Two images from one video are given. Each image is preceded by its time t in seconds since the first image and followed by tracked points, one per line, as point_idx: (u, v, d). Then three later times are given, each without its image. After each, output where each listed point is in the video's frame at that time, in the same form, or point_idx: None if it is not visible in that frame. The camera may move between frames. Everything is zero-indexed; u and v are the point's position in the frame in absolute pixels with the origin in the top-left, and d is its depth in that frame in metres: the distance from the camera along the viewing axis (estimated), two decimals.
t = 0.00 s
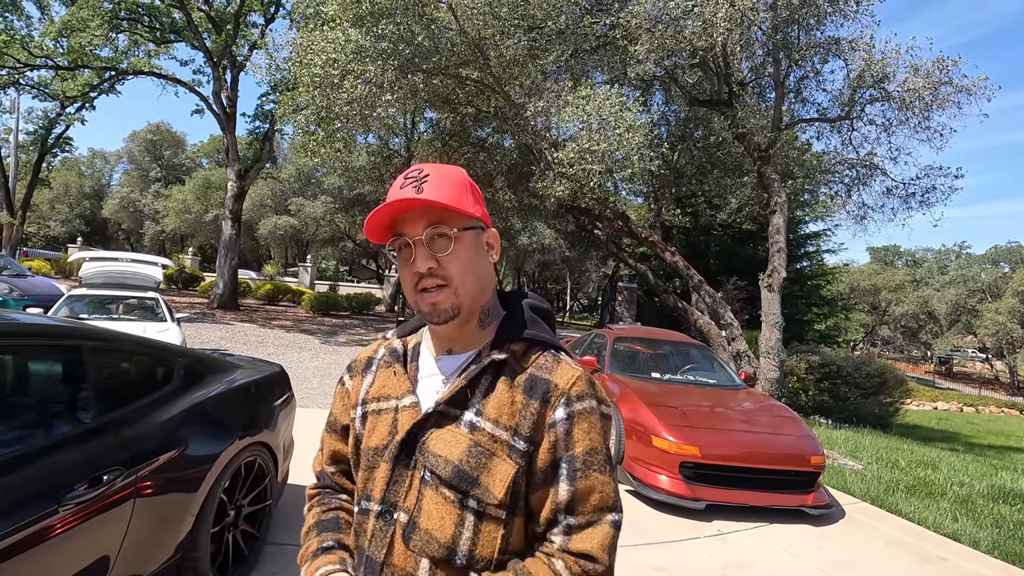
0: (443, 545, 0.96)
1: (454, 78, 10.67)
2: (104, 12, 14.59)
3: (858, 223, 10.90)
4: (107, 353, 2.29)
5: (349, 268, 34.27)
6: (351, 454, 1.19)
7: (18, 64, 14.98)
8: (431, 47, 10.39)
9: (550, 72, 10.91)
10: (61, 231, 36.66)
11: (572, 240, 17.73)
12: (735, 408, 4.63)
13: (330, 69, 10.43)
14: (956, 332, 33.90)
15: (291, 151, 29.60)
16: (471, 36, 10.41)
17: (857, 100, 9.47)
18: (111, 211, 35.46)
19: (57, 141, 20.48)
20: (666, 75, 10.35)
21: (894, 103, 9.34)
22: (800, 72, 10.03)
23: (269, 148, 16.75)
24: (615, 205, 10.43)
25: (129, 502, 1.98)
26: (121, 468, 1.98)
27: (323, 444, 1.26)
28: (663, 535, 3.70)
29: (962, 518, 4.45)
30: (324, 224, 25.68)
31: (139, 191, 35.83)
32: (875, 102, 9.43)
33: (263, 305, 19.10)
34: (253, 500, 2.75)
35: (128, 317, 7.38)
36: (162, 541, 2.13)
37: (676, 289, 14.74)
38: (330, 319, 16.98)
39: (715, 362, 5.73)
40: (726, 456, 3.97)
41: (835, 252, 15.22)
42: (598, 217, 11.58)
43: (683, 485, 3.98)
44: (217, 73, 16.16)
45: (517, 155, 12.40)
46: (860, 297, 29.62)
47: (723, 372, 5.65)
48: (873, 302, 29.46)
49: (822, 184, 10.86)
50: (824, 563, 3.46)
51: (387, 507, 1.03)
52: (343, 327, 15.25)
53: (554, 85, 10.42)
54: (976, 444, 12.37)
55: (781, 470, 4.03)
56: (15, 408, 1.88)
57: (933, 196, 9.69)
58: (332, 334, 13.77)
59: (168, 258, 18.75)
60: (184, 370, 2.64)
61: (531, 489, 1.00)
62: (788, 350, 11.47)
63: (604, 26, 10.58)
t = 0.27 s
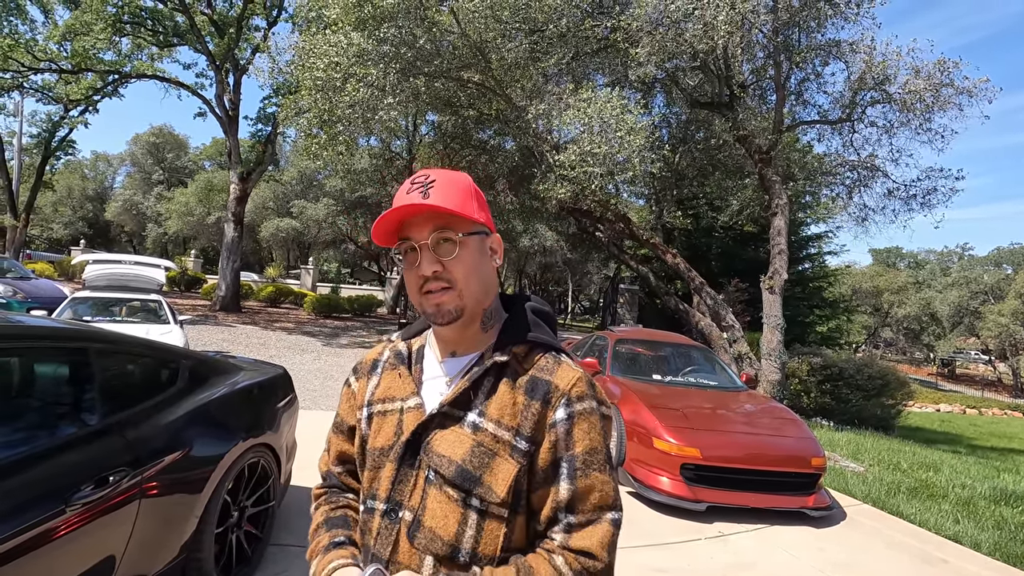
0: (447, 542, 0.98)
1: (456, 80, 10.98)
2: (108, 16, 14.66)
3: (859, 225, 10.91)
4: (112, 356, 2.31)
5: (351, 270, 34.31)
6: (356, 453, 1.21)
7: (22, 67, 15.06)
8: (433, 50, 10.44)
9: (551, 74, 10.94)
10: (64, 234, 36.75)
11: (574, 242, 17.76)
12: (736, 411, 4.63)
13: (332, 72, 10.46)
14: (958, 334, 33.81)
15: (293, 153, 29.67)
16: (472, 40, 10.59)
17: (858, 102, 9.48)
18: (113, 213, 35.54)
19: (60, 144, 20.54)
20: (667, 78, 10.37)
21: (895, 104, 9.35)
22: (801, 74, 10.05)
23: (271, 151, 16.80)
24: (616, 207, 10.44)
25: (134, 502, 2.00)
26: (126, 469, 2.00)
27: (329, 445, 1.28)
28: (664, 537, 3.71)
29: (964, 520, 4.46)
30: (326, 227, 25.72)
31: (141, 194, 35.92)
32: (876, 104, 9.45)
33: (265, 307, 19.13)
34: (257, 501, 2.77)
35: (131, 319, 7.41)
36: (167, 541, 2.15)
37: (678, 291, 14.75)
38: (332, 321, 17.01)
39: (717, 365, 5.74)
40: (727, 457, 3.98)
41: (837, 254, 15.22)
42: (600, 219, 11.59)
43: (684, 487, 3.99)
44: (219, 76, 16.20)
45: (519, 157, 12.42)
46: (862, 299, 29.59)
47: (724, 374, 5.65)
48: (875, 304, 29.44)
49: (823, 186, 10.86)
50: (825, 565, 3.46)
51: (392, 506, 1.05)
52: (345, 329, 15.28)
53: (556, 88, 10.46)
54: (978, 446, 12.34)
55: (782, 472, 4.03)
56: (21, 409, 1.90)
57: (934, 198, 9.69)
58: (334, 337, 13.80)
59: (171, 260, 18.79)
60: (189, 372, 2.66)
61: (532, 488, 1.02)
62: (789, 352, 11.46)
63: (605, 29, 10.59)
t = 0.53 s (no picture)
0: (452, 542, 0.99)
1: (457, 82, 11.03)
2: (111, 18, 14.71)
3: (861, 226, 10.90)
4: (117, 358, 2.32)
5: (352, 270, 34.34)
6: (363, 455, 1.23)
7: (25, 69, 15.09)
8: (434, 52, 10.46)
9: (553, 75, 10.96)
10: (67, 235, 36.82)
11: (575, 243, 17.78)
12: (738, 412, 4.64)
13: (333, 74, 10.49)
14: (961, 335, 33.71)
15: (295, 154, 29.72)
16: (474, 42, 10.63)
17: (860, 103, 9.49)
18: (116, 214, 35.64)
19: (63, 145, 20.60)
20: (669, 79, 10.38)
21: (896, 105, 9.35)
22: (802, 75, 10.05)
23: (273, 152, 16.84)
24: (618, 209, 10.45)
25: (140, 503, 2.02)
26: (132, 469, 2.02)
27: (337, 446, 1.29)
28: (666, 538, 3.71)
29: (965, 522, 4.46)
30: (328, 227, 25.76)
31: (144, 194, 36.00)
32: (877, 105, 9.45)
33: (267, 308, 19.16)
34: (261, 501, 2.78)
35: (134, 320, 7.44)
36: (172, 541, 2.16)
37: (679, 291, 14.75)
38: (334, 322, 17.04)
39: (718, 366, 5.74)
40: (729, 459, 3.98)
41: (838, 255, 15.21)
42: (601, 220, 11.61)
43: (686, 488, 4.00)
44: (222, 77, 16.24)
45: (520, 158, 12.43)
46: (864, 300, 29.53)
47: (726, 376, 5.66)
48: (877, 305, 29.41)
49: (825, 187, 10.85)
50: (826, 566, 3.46)
51: (398, 506, 1.06)
52: (347, 330, 15.31)
53: (557, 89, 10.47)
54: (981, 447, 12.32)
55: (783, 473, 4.04)
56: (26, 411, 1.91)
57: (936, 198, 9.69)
58: (336, 337, 13.82)
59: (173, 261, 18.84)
60: (194, 373, 2.68)
61: (534, 489, 1.03)
62: (791, 353, 11.45)
63: (606, 30, 10.61)
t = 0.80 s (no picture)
0: (450, 541, 1.01)
1: (460, 83, 10.93)
2: (117, 19, 14.80)
3: (865, 226, 10.87)
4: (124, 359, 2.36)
5: (356, 271, 34.42)
6: (365, 455, 1.24)
7: (33, 71, 15.17)
8: (438, 53, 10.45)
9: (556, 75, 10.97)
10: (73, 235, 36.99)
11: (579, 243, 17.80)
12: (740, 413, 4.65)
13: (337, 76, 10.53)
14: (967, 335, 33.53)
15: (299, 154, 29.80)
16: (477, 42, 10.65)
17: (864, 102, 9.47)
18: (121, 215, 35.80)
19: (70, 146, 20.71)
20: (672, 79, 10.38)
21: (900, 105, 9.32)
22: (806, 74, 10.03)
23: (277, 153, 16.90)
24: (621, 209, 10.45)
25: (146, 502, 2.05)
26: (139, 468, 2.05)
27: (339, 447, 1.31)
28: (667, 537, 3.73)
29: (968, 523, 4.45)
30: (332, 228, 25.82)
31: (149, 195, 36.14)
32: (881, 105, 9.43)
33: (271, 308, 19.23)
34: (265, 501, 2.81)
35: (140, 320, 7.49)
36: (178, 540, 2.19)
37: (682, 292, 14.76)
38: (338, 322, 17.08)
39: (721, 367, 5.75)
40: (730, 459, 4.00)
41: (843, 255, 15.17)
42: (604, 220, 11.61)
43: (688, 488, 4.00)
44: (226, 78, 16.30)
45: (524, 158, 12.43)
46: (870, 300, 29.40)
47: (728, 377, 5.67)
48: (883, 305, 29.30)
49: (829, 187, 10.82)
50: (826, 566, 3.48)
51: (399, 505, 1.08)
52: (351, 330, 15.34)
53: (560, 90, 10.48)
54: (986, 448, 12.26)
55: (784, 474, 4.04)
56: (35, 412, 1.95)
57: (941, 198, 9.66)
58: (340, 337, 13.85)
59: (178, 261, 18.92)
60: (199, 374, 2.71)
61: (531, 489, 1.05)
62: (795, 353, 11.42)
63: (610, 31, 10.62)
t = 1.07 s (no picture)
0: (449, 530, 1.04)
1: (465, 83, 11.04)
2: (124, 21, 14.90)
3: (870, 226, 10.85)
4: (133, 356, 2.40)
5: (361, 270, 34.52)
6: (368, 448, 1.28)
7: (41, 72, 15.27)
8: (442, 54, 10.46)
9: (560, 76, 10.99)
10: (80, 235, 37.20)
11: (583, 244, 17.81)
12: (742, 412, 4.66)
13: (342, 76, 10.58)
14: (974, 336, 33.33)
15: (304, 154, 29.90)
16: (482, 43, 10.72)
17: (869, 102, 9.45)
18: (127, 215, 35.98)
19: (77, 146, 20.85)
20: (676, 79, 10.38)
21: (905, 104, 9.31)
22: (810, 75, 10.02)
23: (283, 153, 16.98)
24: (625, 210, 10.46)
25: (155, 496, 2.08)
26: (148, 463, 2.08)
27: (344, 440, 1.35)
28: (668, 535, 3.75)
29: (970, 523, 4.45)
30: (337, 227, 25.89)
31: (156, 194, 36.33)
32: (886, 105, 9.42)
33: (276, 307, 19.30)
34: (270, 497, 2.84)
35: (147, 320, 7.55)
36: (186, 533, 2.23)
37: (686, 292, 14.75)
38: (343, 322, 17.15)
39: (724, 367, 5.76)
40: (731, 458, 4.01)
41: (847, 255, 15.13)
42: (608, 220, 11.62)
43: (689, 487, 4.02)
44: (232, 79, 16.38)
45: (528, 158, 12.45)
46: (875, 301, 29.28)
47: (731, 377, 5.67)
48: (888, 306, 29.19)
49: (833, 187, 10.80)
50: (827, 565, 3.49)
51: (401, 495, 1.11)
52: (355, 329, 15.40)
53: (564, 90, 10.49)
54: (992, 449, 12.20)
55: (785, 473, 4.05)
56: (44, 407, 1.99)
57: (946, 198, 9.63)
58: (344, 337, 13.90)
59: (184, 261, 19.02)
60: (206, 372, 2.75)
61: (528, 480, 1.08)
62: (799, 353, 11.39)
63: (614, 31, 10.62)
